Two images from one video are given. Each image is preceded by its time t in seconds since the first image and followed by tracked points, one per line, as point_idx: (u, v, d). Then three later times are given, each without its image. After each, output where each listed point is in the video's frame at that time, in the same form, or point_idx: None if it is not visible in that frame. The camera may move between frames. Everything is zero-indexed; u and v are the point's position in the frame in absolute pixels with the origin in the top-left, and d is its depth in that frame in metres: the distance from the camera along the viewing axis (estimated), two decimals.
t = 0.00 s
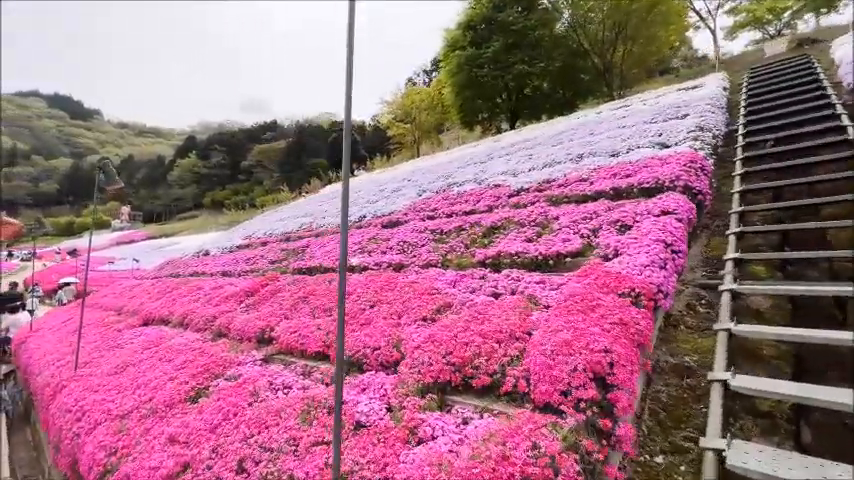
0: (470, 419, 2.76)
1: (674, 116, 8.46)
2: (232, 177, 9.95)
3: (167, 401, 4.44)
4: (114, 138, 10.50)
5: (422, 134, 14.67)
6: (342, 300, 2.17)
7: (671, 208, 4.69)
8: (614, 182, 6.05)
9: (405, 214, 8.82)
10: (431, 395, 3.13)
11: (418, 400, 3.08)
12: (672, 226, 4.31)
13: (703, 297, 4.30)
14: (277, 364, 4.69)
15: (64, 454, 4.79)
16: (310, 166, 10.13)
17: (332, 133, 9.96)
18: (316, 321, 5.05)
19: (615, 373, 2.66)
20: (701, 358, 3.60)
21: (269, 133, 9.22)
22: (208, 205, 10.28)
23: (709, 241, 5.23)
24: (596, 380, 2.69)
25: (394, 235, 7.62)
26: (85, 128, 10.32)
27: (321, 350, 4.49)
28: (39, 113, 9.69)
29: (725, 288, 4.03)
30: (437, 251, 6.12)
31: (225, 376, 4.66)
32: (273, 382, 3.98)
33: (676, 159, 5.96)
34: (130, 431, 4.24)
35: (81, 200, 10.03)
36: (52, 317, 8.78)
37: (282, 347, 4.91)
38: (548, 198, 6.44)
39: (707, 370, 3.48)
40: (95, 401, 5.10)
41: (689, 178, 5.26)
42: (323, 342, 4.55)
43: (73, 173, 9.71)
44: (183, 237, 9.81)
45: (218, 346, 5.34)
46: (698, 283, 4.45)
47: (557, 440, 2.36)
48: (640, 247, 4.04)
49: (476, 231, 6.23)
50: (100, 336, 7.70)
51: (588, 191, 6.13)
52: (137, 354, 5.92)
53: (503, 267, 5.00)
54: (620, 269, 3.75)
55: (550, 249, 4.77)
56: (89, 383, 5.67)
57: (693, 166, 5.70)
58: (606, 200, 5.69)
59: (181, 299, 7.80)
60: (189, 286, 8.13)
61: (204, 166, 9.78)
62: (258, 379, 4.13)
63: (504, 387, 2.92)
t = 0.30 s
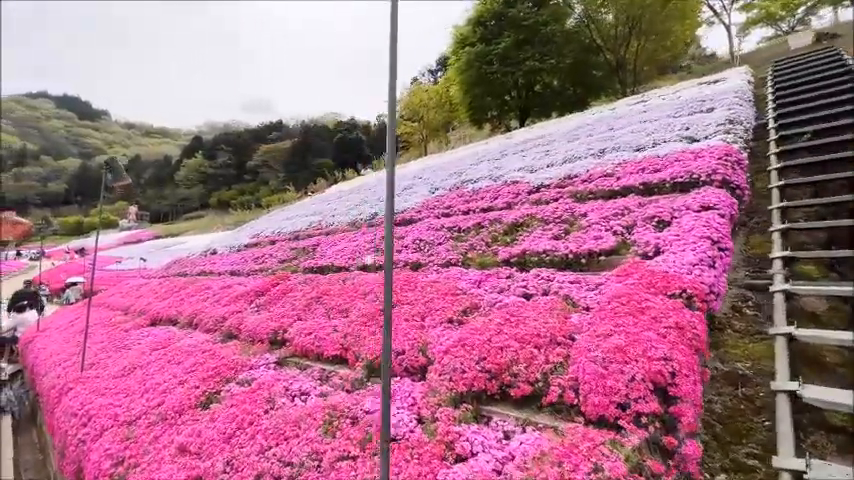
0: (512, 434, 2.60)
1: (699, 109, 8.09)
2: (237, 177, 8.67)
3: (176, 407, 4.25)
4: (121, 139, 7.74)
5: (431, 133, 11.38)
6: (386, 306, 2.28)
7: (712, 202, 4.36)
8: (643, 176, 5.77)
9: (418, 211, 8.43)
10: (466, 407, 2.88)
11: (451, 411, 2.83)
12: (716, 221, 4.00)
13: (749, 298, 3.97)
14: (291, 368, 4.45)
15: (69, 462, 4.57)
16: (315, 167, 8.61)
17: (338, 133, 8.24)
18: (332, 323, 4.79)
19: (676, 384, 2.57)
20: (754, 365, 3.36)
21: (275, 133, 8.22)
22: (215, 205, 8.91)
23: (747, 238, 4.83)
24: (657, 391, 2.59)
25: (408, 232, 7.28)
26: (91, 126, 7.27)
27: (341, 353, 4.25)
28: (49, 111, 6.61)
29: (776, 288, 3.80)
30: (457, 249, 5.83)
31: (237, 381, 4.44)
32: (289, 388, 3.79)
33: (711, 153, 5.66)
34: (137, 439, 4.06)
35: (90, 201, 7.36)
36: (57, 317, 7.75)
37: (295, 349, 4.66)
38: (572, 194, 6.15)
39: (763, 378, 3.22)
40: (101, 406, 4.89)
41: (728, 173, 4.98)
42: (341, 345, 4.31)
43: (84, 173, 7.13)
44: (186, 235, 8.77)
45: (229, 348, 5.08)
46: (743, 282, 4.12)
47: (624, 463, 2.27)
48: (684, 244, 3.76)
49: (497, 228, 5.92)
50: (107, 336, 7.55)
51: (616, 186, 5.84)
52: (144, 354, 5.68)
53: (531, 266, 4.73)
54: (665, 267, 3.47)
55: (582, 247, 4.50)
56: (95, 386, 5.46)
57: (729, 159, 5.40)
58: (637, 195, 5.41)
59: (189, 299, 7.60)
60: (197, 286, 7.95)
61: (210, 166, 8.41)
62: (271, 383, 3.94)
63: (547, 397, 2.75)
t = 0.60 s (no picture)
0: (578, 447, 2.82)
1: (731, 100, 7.26)
2: (244, 178, 7.73)
3: (196, 412, 4.12)
4: (130, 141, 6.69)
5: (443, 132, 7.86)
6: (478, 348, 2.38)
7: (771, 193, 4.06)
8: (680, 167, 5.49)
9: (437, 207, 7.54)
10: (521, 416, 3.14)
11: (507, 420, 3.10)
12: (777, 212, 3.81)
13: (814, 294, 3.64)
14: (315, 370, 4.23)
15: (82, 469, 4.37)
16: (322, 167, 7.97)
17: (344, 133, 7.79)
18: (357, 321, 4.54)
19: (771, 393, 2.85)
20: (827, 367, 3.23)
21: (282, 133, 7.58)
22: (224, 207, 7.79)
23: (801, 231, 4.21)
24: (746, 398, 2.86)
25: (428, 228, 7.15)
26: (100, 128, 6.50)
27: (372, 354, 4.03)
28: (59, 113, 6.06)
29: (845, 286, 3.60)
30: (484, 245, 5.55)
31: (258, 384, 4.23)
32: (317, 391, 3.78)
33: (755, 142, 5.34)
34: (156, 445, 3.97)
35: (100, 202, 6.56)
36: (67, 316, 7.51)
37: (319, 349, 4.44)
38: (604, 186, 5.82)
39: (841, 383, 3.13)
40: (114, 410, 4.68)
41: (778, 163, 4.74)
42: (370, 345, 4.11)
43: (94, 174, 6.37)
44: (195, 235, 7.83)
45: (247, 349, 4.84)
46: (805, 278, 3.78)
47: (718, 479, 2.49)
48: (747, 238, 3.72)
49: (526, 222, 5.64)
50: (120, 336, 7.52)
51: (652, 179, 5.57)
52: (158, 354, 5.36)
53: (569, 262, 4.47)
54: (730, 262, 3.59)
55: (626, 241, 4.27)
56: (108, 387, 5.24)
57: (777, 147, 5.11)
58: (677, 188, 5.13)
59: (202, 299, 7.43)
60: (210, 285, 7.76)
61: (218, 167, 7.36)
62: (297, 387, 3.92)
63: (615, 406, 3.01)
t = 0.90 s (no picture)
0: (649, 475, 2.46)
1: (761, 93, 6.84)
2: (249, 179, 9.03)
3: (212, 423, 3.89)
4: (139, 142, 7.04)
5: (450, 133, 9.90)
6: (589, 360, 1.78)
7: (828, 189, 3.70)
8: (717, 162, 5.17)
9: (452, 206, 7.19)
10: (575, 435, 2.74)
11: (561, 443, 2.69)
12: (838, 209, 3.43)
13: None
14: (335, 378, 4.04)
15: None
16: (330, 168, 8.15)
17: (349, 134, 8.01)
18: (379, 327, 4.34)
19: None
20: None
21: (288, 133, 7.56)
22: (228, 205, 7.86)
23: None
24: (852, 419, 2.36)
25: (446, 226, 6.52)
26: (109, 130, 6.60)
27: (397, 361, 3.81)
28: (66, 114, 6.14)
29: None
30: (508, 245, 5.29)
31: (275, 393, 4.04)
32: (339, 402, 3.60)
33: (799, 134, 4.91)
34: (170, 459, 3.74)
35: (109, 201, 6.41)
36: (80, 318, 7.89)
37: (339, 356, 4.24)
38: (634, 183, 5.53)
39: None
40: (124, 418, 4.49)
41: (831, 154, 4.36)
42: (394, 352, 3.92)
43: (103, 175, 6.15)
44: (203, 235, 8.71)
45: (263, 355, 4.64)
46: None
47: None
48: (806, 237, 3.35)
49: (551, 220, 5.37)
50: (128, 339, 7.09)
51: (686, 174, 5.24)
52: (169, 360, 5.22)
53: (604, 263, 4.24)
54: (798, 262, 3.18)
55: (667, 240, 4.00)
56: (118, 395, 5.05)
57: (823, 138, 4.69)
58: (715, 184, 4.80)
59: (213, 300, 7.18)
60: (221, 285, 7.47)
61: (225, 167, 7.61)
62: (318, 396, 3.73)
63: (686, 426, 2.61)
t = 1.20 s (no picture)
0: None
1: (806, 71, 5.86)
2: (256, 179, 7.13)
3: (228, 432, 3.98)
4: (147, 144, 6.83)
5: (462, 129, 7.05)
6: (797, 372, 2.38)
7: None
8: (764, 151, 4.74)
9: (469, 202, 6.46)
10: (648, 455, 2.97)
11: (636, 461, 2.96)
12: None
13: None
14: (357, 385, 4.11)
15: None
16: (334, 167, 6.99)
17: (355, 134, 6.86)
18: (403, 333, 4.32)
19: None
20: None
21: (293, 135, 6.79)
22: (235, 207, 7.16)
23: None
24: None
25: (464, 224, 6.05)
26: (117, 134, 6.76)
27: (422, 369, 3.98)
28: (77, 119, 6.50)
29: None
30: (537, 242, 4.97)
31: (294, 400, 4.11)
32: (366, 410, 3.79)
33: None
34: (185, 471, 3.83)
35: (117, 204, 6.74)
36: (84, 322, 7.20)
37: (364, 363, 4.26)
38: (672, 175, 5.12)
39: None
40: (135, 427, 4.43)
41: None
42: (420, 357, 4.04)
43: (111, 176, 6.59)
44: (211, 235, 7.29)
45: (280, 360, 4.53)
46: None
47: None
48: None
49: (578, 216, 4.92)
50: (138, 342, 6.87)
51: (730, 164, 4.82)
52: (180, 364, 5.00)
53: (645, 260, 3.99)
54: None
55: (717, 233, 3.61)
56: (128, 400, 4.86)
57: None
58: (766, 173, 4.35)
59: (222, 302, 6.82)
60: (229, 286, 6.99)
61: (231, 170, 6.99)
62: (343, 404, 3.89)
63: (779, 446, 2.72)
